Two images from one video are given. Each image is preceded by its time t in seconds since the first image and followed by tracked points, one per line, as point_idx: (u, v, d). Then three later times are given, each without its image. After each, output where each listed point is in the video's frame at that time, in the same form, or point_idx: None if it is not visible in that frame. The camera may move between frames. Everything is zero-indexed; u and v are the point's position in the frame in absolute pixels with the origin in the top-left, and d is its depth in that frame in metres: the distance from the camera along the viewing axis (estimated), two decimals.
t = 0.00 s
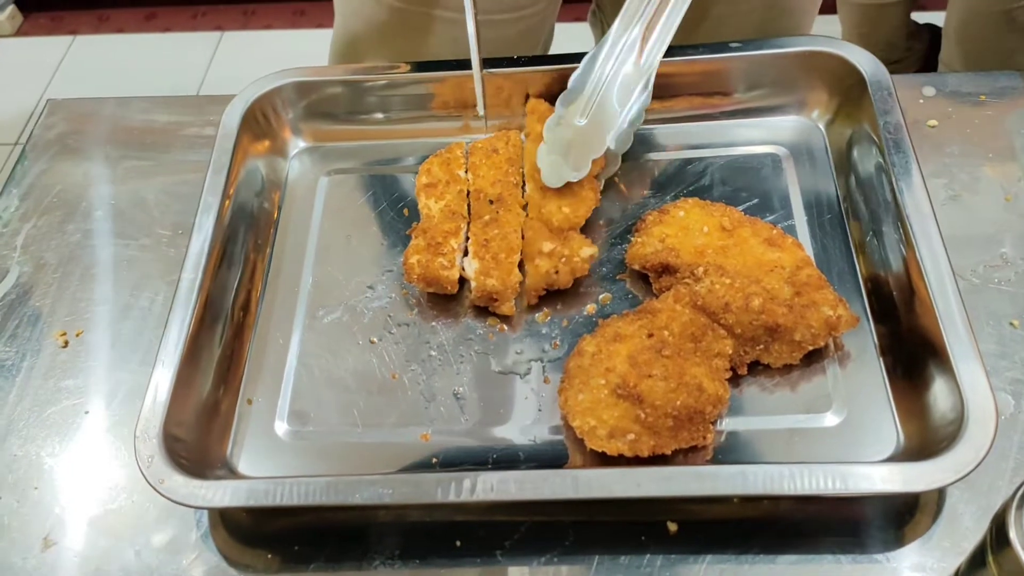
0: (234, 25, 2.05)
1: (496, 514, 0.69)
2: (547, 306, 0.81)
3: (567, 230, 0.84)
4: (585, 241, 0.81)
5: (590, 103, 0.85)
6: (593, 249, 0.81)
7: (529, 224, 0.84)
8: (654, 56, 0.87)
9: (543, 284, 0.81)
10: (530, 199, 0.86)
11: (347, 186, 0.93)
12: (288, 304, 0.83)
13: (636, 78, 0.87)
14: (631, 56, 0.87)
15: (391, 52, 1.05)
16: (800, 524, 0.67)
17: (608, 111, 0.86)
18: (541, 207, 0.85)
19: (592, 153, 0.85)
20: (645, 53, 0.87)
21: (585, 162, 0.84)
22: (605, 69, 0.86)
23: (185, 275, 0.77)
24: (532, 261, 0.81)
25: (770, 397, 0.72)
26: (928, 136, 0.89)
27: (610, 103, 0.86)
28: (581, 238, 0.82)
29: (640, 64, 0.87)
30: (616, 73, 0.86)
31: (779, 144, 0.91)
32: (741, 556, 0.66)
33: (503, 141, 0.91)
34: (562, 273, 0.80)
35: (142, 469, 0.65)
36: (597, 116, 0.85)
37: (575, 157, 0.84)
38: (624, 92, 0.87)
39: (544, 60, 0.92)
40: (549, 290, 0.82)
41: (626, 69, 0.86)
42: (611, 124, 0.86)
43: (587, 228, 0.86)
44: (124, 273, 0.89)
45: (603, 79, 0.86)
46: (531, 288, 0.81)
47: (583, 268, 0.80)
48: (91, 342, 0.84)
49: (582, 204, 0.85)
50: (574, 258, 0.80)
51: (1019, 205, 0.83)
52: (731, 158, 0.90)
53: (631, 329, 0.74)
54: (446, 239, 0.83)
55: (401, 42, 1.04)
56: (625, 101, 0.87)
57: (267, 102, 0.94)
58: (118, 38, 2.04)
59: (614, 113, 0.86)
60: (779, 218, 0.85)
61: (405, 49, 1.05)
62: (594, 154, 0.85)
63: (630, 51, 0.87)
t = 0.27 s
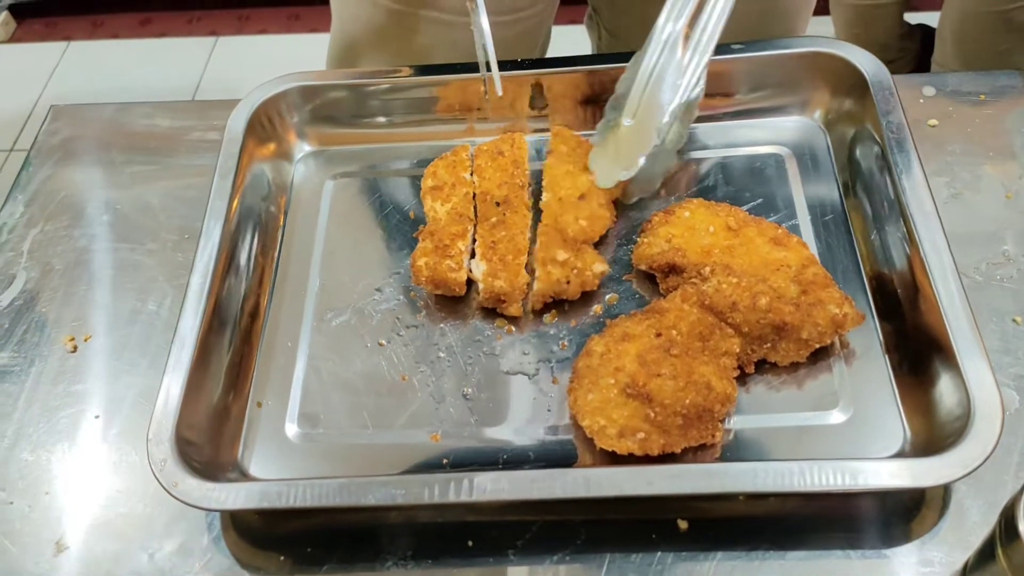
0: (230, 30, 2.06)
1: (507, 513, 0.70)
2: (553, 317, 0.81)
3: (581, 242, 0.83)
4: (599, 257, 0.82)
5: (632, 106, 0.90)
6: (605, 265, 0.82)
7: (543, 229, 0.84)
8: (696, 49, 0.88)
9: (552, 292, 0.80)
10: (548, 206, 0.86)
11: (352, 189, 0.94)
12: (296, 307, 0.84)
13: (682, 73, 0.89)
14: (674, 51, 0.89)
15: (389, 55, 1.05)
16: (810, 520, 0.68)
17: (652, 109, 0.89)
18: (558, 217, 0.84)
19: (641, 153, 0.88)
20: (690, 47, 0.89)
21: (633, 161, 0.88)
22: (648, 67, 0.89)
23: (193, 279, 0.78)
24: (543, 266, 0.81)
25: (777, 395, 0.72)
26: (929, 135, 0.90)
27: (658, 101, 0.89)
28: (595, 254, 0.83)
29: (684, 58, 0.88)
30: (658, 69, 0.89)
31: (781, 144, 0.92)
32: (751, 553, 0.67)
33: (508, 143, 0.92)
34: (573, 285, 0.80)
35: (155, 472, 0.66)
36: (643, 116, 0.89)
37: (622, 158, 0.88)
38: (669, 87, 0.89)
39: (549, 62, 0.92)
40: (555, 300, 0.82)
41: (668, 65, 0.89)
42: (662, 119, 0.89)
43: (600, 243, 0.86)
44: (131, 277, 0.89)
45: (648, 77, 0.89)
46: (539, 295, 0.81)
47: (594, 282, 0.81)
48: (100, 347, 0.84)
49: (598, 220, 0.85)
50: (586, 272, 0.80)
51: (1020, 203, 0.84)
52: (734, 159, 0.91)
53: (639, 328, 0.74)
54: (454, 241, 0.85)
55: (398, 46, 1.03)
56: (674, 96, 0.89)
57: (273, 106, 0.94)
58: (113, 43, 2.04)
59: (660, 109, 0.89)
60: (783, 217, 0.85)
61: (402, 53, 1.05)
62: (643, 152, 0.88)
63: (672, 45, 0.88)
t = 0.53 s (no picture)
0: (224, 34, 2.06)
1: (518, 512, 0.70)
2: (549, 329, 0.81)
3: (570, 255, 0.83)
4: (591, 268, 0.82)
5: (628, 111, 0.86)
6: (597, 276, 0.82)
7: (533, 243, 0.84)
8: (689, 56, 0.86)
9: (549, 304, 0.80)
10: (531, 221, 0.86)
11: (357, 191, 0.94)
12: (304, 309, 0.84)
13: (675, 79, 0.86)
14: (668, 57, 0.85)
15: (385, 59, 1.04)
16: (820, 515, 0.68)
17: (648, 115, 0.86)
18: (547, 231, 0.84)
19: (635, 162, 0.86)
20: (683, 52, 0.86)
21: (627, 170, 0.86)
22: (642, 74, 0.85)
23: (201, 281, 0.78)
24: (537, 279, 0.80)
25: (784, 392, 0.73)
26: (930, 133, 0.91)
27: (653, 106, 0.85)
28: (587, 266, 0.82)
29: (677, 64, 0.86)
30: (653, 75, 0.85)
31: (783, 142, 0.92)
32: (762, 548, 0.67)
33: (504, 146, 0.92)
34: (568, 297, 0.80)
35: (168, 474, 0.66)
36: (638, 123, 0.85)
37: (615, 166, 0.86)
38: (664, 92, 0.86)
39: (552, 63, 0.93)
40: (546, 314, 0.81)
41: (662, 72, 0.85)
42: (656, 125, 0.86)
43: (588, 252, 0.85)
44: (138, 280, 0.89)
45: (642, 84, 0.85)
46: (535, 308, 0.80)
47: (587, 294, 0.80)
48: (109, 350, 0.84)
49: (585, 233, 0.84)
50: (580, 284, 0.80)
51: (1021, 199, 0.84)
52: (737, 157, 0.92)
53: (647, 327, 0.75)
54: (455, 243, 0.84)
55: (393, 49, 1.03)
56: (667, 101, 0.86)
57: (277, 109, 0.94)
58: (108, 48, 2.04)
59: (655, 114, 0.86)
60: (787, 215, 0.86)
61: (398, 56, 1.04)
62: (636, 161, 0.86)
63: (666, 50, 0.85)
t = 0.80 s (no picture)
0: (220, 35, 2.05)
1: (533, 505, 0.70)
2: (549, 328, 0.80)
3: (573, 255, 0.83)
4: (593, 269, 0.81)
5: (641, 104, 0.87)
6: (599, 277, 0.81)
7: (537, 242, 0.83)
8: (703, 41, 0.86)
9: (549, 304, 0.79)
10: (537, 218, 0.85)
11: (365, 188, 0.94)
12: (313, 306, 0.84)
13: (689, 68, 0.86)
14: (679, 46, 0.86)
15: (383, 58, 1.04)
16: (835, 506, 0.68)
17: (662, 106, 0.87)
18: (551, 229, 0.84)
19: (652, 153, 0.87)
20: (694, 41, 0.86)
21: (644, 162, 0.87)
22: (652, 65, 0.86)
23: (211, 278, 0.78)
24: (539, 277, 0.80)
25: (797, 383, 0.73)
26: (938, 124, 0.91)
27: (665, 95, 0.86)
28: (588, 266, 0.82)
29: (690, 52, 0.86)
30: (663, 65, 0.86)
31: (791, 135, 0.92)
32: (778, 539, 0.67)
33: (510, 144, 0.91)
34: (568, 298, 0.79)
35: (182, 471, 0.66)
36: (651, 112, 0.87)
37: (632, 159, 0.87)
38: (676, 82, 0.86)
39: (559, 57, 0.93)
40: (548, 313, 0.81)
41: (672, 60, 0.86)
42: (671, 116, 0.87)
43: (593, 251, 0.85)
44: (147, 279, 0.89)
45: (653, 75, 0.86)
46: (535, 307, 0.80)
47: (588, 294, 0.80)
48: (119, 348, 0.84)
49: (589, 232, 0.84)
50: (581, 284, 0.80)
51: None
52: (745, 150, 0.92)
53: (658, 319, 0.75)
54: (456, 241, 0.84)
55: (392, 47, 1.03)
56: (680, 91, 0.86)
57: (284, 107, 0.94)
58: (104, 50, 2.03)
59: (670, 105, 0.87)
60: (796, 207, 0.86)
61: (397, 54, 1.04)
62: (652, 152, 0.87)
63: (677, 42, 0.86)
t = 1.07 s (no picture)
0: (214, 36, 2.05)
1: (544, 504, 0.70)
2: (552, 326, 0.80)
3: (561, 250, 0.83)
4: (583, 259, 0.82)
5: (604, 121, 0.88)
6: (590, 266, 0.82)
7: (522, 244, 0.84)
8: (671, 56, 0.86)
9: (550, 302, 0.80)
10: (515, 220, 0.86)
11: (369, 187, 0.93)
12: (319, 306, 0.83)
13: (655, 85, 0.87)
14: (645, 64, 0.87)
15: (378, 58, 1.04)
16: (846, 501, 0.68)
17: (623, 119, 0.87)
18: (533, 229, 0.85)
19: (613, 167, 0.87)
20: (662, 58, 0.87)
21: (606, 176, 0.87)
22: (618, 82, 0.88)
23: (218, 279, 0.77)
24: (534, 278, 0.80)
25: (805, 378, 0.73)
26: (942, 118, 0.91)
27: (630, 113, 0.87)
28: (579, 258, 0.83)
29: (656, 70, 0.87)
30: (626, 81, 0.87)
31: (795, 130, 0.92)
32: (790, 534, 0.67)
33: (473, 149, 0.91)
34: (568, 290, 0.80)
35: (191, 473, 0.65)
36: (615, 129, 0.87)
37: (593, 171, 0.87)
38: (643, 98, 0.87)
39: (562, 53, 0.93)
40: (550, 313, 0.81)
41: (641, 77, 0.87)
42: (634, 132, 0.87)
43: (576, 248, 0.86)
44: (151, 280, 0.89)
45: (618, 92, 0.88)
46: (537, 307, 0.80)
47: (585, 285, 0.81)
48: (124, 350, 0.83)
49: (571, 225, 0.85)
50: (576, 275, 0.80)
51: None
52: (749, 146, 0.91)
53: (667, 316, 0.75)
54: (442, 252, 0.83)
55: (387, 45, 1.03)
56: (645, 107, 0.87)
57: (288, 106, 0.94)
58: (99, 52, 2.03)
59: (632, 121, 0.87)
60: (802, 202, 0.86)
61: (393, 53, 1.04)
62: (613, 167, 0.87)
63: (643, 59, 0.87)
